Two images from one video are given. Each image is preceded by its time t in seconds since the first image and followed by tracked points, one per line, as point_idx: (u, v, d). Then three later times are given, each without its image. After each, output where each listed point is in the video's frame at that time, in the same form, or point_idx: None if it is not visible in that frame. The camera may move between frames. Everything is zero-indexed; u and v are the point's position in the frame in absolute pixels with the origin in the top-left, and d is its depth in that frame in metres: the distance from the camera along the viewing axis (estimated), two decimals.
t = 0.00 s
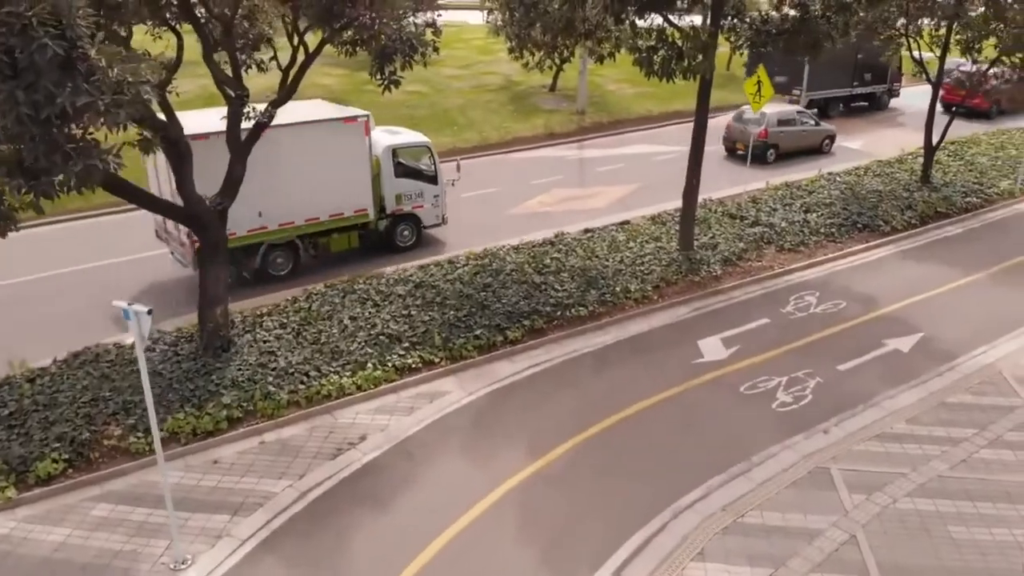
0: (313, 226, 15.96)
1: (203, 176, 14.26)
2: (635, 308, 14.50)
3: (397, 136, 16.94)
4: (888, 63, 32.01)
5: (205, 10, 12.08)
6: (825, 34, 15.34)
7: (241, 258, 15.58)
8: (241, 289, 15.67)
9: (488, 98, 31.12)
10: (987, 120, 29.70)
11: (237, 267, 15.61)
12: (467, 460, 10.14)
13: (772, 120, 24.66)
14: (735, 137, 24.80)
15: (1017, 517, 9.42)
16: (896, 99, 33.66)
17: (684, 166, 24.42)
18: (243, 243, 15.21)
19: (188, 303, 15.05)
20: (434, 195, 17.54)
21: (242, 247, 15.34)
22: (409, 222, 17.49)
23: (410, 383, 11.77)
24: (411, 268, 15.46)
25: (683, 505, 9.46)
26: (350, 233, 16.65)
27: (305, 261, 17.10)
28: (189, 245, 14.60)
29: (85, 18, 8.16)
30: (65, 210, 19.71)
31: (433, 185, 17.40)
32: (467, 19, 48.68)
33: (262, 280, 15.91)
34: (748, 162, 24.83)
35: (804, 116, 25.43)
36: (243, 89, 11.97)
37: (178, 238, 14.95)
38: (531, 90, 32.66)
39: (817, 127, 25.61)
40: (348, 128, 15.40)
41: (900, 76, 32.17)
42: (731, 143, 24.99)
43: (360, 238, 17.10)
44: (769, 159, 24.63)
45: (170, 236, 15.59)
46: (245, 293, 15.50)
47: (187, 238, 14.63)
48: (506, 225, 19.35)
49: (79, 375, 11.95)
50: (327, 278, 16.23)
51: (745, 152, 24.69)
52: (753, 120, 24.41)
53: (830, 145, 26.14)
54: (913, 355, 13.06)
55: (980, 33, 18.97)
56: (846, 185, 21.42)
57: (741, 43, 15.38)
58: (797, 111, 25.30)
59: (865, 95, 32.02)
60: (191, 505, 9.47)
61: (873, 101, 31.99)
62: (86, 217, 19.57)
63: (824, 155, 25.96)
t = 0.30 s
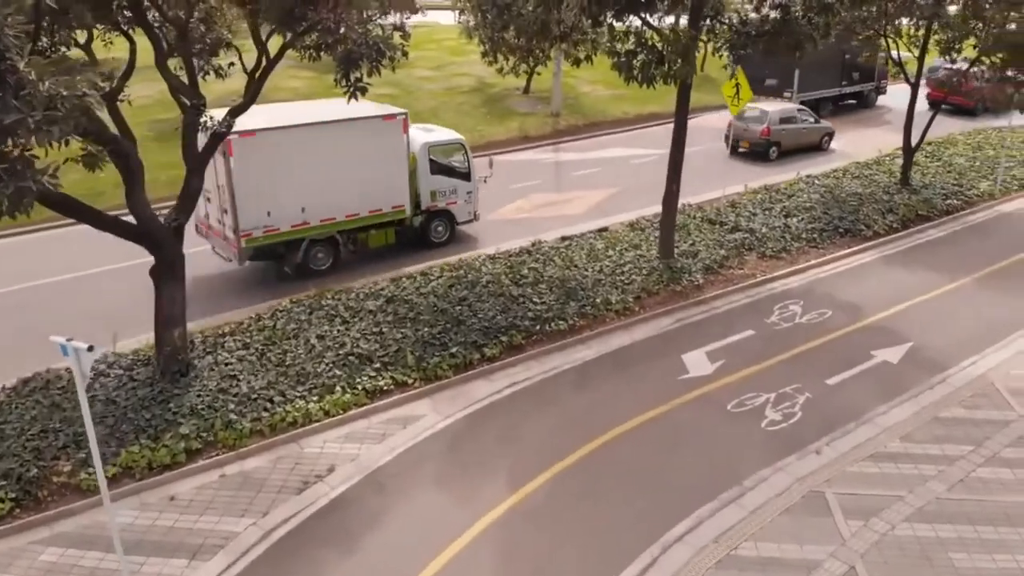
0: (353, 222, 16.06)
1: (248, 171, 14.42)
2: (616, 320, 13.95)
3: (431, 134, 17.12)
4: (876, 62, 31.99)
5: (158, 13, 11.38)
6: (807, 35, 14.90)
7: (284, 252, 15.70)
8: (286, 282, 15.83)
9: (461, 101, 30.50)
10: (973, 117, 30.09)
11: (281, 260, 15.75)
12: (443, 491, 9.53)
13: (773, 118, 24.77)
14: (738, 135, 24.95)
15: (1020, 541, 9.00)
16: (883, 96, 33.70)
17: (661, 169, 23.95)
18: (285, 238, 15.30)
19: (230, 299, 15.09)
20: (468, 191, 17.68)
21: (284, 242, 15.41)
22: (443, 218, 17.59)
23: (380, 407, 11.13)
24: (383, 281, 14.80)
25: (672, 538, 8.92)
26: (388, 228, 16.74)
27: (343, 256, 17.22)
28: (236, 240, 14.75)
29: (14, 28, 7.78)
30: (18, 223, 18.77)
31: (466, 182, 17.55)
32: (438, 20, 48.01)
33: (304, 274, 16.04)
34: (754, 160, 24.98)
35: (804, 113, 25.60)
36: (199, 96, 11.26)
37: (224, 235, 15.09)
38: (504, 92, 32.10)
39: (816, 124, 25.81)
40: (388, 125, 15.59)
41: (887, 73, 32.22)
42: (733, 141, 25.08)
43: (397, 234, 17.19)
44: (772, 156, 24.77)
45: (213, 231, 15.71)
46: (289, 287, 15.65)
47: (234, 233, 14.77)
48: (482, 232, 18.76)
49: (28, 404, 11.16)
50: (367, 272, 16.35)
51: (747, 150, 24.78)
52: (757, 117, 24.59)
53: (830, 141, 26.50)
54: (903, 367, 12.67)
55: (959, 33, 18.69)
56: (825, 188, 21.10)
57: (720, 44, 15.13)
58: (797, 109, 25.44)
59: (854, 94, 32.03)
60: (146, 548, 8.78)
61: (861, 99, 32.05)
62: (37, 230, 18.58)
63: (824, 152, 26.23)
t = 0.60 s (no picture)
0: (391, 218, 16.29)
1: (293, 167, 14.64)
2: (598, 333, 13.43)
3: (462, 131, 17.43)
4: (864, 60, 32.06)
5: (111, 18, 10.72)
6: (791, 37, 14.49)
7: (325, 247, 15.90)
8: (327, 277, 16.01)
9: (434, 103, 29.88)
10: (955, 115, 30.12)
11: (322, 255, 15.94)
12: (421, 525, 8.96)
13: (773, 115, 25.00)
14: (738, 133, 25.05)
15: None
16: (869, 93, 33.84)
17: (640, 173, 23.47)
18: (328, 233, 15.50)
19: (271, 293, 15.22)
20: (499, 187, 17.97)
21: (327, 237, 15.62)
22: (475, 214, 17.86)
23: (352, 433, 10.53)
24: (354, 295, 14.18)
25: (665, 570, 8.44)
26: (422, 224, 17.00)
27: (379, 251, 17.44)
28: (281, 235, 14.95)
29: None
30: None
31: (498, 177, 17.84)
32: (411, 21, 47.27)
33: (344, 268, 16.22)
34: (755, 157, 25.09)
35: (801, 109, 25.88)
36: (155, 106, 10.59)
37: (268, 230, 15.25)
38: (478, 94, 31.53)
39: (814, 120, 26.10)
40: (426, 122, 15.80)
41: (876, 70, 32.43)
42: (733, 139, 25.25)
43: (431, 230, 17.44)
44: (772, 153, 24.98)
45: (255, 227, 15.84)
46: (331, 281, 15.84)
47: (279, 228, 14.95)
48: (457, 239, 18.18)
49: None
50: (405, 267, 16.58)
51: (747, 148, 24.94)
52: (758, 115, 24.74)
53: (826, 137, 26.83)
54: (895, 378, 12.30)
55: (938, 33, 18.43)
56: (805, 191, 20.77)
57: (701, 47, 14.79)
58: (795, 105, 25.69)
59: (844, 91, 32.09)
60: None
61: (852, 97, 32.17)
62: None
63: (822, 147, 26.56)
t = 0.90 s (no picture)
0: (425, 212, 16.63)
1: (335, 162, 14.90)
2: (579, 345, 12.95)
3: (489, 128, 17.80)
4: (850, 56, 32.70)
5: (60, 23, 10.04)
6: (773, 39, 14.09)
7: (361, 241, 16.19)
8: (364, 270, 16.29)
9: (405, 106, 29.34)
10: (931, 114, 30.11)
11: (359, 249, 16.22)
12: (398, 560, 8.42)
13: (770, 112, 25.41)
14: (735, 131, 25.41)
15: None
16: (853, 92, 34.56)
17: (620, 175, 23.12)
18: (365, 227, 15.78)
19: (309, 286, 15.48)
20: (524, 183, 18.42)
21: (364, 230, 15.89)
22: (501, 209, 18.25)
23: (321, 462, 9.98)
24: (324, 310, 13.59)
25: None
26: (453, 219, 17.31)
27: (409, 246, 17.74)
28: (322, 228, 15.20)
29: None
30: None
31: (524, 173, 18.28)
32: (380, 21, 46.59)
33: (379, 262, 16.52)
34: (752, 153, 25.44)
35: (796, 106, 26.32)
36: (108, 116, 9.93)
37: (307, 223, 15.48)
38: (451, 96, 31.01)
39: (808, 116, 26.55)
40: (458, 119, 16.24)
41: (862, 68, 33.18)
42: (730, 136, 25.57)
43: (460, 224, 17.78)
44: (770, 150, 25.33)
45: (293, 221, 16.03)
46: (368, 274, 16.12)
47: (319, 222, 15.19)
48: (433, 247, 17.65)
49: None
50: (438, 259, 16.90)
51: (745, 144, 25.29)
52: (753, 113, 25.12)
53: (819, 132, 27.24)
54: (885, 389, 11.97)
55: (918, 34, 18.23)
56: (784, 194, 20.48)
57: (679, 49, 14.24)
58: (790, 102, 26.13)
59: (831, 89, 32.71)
60: None
61: (838, 93, 32.85)
62: None
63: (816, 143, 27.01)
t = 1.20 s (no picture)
0: (448, 207, 16.81)
1: (365, 159, 15.02)
2: (555, 359, 12.46)
3: (506, 124, 17.95)
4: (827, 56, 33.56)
5: None
6: (747, 39, 13.74)
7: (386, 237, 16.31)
8: (390, 265, 16.44)
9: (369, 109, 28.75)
10: (898, 114, 30.23)
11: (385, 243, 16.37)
12: None
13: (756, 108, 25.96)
14: (722, 127, 25.94)
15: None
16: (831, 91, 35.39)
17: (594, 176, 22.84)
18: (392, 222, 15.91)
19: (336, 281, 15.59)
20: (541, 178, 18.63)
21: (391, 226, 16.04)
22: (518, 204, 18.44)
23: (284, 493, 9.43)
24: (286, 327, 12.98)
25: None
26: (472, 214, 17.48)
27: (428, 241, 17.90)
28: (352, 224, 15.29)
29: None
30: None
31: (540, 168, 18.44)
32: (342, 22, 45.75)
33: (403, 256, 16.66)
34: (740, 149, 25.99)
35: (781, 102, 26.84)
36: (50, 127, 9.29)
37: (337, 219, 15.57)
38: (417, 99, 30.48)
39: (791, 113, 27.07)
40: (482, 116, 16.39)
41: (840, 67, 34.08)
42: (717, 132, 26.06)
43: (480, 219, 17.96)
44: (756, 145, 25.85)
45: (320, 216, 16.11)
46: (396, 268, 16.27)
47: (350, 219, 15.30)
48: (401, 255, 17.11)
49: None
50: (461, 254, 17.07)
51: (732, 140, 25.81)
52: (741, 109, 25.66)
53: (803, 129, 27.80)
54: (867, 399, 11.68)
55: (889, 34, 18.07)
56: (756, 197, 20.23)
57: (651, 51, 13.85)
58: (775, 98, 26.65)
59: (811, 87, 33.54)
60: None
61: (817, 90, 33.66)
62: None
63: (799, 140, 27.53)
